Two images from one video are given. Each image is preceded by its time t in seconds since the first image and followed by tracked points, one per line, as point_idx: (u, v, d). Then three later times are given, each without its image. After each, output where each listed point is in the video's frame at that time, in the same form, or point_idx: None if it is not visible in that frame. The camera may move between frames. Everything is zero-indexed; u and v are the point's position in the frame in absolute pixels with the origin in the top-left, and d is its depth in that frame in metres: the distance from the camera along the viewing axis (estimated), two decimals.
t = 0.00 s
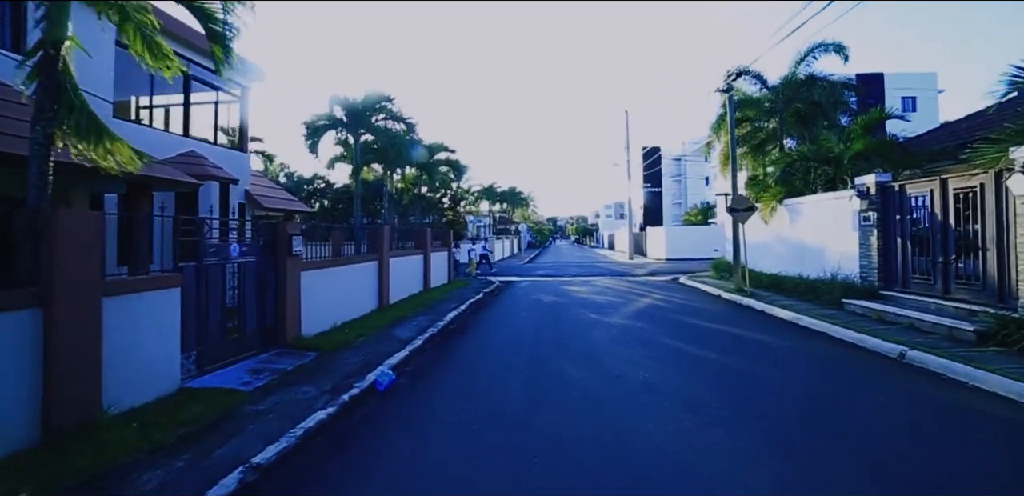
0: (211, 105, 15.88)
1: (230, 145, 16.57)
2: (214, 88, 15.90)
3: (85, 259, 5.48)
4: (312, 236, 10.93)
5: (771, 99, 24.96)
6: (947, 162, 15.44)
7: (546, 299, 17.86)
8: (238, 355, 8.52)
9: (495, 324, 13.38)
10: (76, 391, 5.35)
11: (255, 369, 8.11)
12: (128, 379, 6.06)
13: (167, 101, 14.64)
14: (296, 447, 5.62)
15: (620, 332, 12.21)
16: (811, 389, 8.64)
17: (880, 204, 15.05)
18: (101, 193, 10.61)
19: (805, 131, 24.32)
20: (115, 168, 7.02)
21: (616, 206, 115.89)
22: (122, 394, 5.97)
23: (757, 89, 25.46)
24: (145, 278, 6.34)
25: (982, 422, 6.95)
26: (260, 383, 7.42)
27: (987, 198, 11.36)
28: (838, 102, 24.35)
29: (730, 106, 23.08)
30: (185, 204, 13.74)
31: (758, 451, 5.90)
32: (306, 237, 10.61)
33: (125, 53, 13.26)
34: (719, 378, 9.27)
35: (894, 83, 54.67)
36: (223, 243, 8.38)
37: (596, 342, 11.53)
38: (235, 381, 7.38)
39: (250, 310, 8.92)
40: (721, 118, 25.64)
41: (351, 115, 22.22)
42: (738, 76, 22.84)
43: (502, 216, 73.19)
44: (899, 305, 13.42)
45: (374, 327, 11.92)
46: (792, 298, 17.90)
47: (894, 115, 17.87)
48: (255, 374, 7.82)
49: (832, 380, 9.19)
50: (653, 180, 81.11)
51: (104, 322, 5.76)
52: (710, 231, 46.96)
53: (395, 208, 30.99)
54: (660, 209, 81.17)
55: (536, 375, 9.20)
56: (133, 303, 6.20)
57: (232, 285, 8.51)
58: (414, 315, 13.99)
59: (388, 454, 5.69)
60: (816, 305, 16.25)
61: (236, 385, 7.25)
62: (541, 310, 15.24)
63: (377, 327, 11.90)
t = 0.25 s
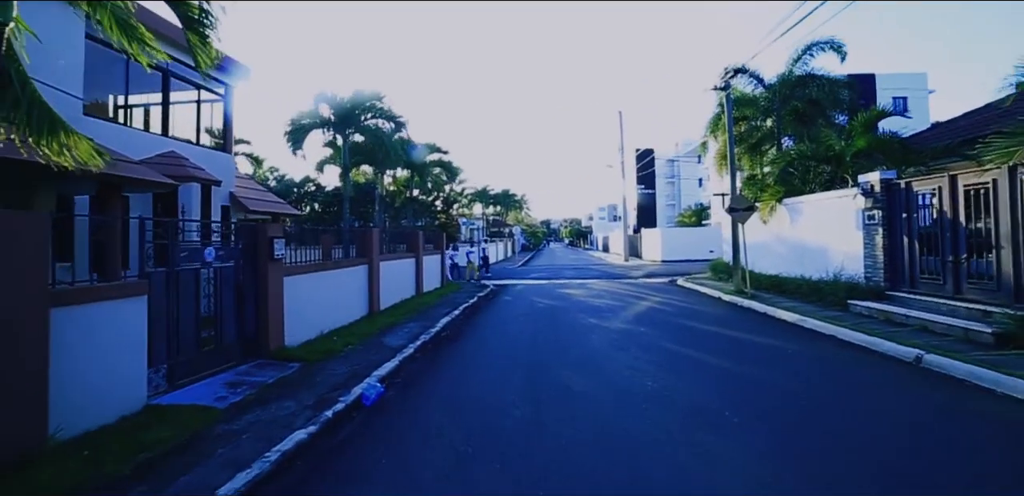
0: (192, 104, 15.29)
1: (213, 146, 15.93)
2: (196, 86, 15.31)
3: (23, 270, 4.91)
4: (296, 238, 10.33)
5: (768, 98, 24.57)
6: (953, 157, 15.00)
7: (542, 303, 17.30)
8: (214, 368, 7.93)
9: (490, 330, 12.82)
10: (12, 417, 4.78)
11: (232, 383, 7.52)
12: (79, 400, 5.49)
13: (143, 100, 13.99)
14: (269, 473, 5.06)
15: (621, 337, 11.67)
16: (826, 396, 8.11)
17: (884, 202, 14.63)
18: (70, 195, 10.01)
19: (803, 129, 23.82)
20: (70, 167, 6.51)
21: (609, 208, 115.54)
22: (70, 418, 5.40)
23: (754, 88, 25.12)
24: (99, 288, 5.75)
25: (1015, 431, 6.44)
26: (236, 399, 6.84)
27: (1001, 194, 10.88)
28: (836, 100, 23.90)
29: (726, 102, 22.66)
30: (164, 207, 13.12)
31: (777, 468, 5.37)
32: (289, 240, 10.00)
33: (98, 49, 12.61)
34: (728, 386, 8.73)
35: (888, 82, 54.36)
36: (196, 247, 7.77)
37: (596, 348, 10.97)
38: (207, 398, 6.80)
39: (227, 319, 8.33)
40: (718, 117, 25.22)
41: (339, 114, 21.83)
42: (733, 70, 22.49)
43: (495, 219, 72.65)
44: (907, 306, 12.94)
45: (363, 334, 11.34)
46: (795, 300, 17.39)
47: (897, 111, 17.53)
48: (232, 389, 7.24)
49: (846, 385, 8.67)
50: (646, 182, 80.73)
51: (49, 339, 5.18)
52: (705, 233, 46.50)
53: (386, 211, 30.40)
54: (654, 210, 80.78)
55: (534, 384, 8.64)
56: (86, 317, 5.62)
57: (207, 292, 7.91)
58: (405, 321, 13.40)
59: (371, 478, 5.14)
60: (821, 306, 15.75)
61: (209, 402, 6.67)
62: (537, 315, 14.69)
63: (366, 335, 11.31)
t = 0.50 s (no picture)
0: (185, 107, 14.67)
1: (207, 151, 15.36)
2: (188, 89, 14.69)
3: None
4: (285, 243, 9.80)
5: (776, 98, 24.11)
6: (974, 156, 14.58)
7: (546, 310, 16.78)
8: (197, 386, 7.39)
9: (493, 340, 12.28)
10: None
11: (215, 402, 6.98)
12: (25, 431, 4.95)
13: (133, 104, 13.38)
14: None
15: (630, 347, 11.14)
16: (853, 411, 7.61)
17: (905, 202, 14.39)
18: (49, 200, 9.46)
19: (812, 128, 23.30)
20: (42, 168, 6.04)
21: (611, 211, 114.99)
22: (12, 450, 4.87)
23: (760, 88, 24.67)
24: (53, 305, 5.21)
25: None
26: (218, 420, 6.34)
27: None
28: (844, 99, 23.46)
29: (733, 100, 22.16)
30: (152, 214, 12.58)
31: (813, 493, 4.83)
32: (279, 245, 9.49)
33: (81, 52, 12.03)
34: (747, 400, 8.18)
35: (892, 81, 53.69)
36: (176, 256, 7.21)
37: (604, 359, 10.44)
38: (185, 421, 6.26)
39: (212, 332, 7.78)
40: (724, 117, 24.72)
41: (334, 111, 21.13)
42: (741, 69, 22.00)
43: (497, 222, 72.12)
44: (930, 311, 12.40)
45: (360, 344, 10.84)
46: (808, 305, 16.89)
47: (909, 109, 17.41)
48: (214, 409, 6.73)
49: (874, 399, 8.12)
50: (649, 185, 80.20)
51: None
52: (709, 235, 45.94)
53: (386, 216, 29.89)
54: (656, 213, 80.23)
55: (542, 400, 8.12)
56: (39, 338, 5.08)
57: (188, 305, 7.35)
58: (404, 331, 12.91)
59: None
60: (836, 312, 15.24)
61: (189, 425, 6.16)
62: (541, 323, 14.18)
63: (364, 345, 10.81)
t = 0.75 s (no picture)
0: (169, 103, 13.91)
1: (193, 147, 14.71)
2: (172, 83, 13.93)
3: None
4: (268, 242, 9.19)
5: (779, 92, 23.62)
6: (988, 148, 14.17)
7: (546, 311, 16.20)
8: (169, 397, 6.78)
9: (490, 342, 11.69)
10: None
11: (187, 415, 6.37)
12: None
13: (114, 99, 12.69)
14: None
15: (637, 350, 10.56)
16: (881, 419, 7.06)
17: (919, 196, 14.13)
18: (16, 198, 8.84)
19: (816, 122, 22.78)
20: None
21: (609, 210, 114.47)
22: None
23: (764, 82, 24.14)
24: None
25: None
26: (189, 436, 5.74)
27: None
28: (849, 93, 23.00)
29: (737, 94, 21.63)
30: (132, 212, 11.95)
31: None
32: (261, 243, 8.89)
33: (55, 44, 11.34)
34: (764, 407, 7.60)
35: (892, 77, 53.19)
36: (143, 257, 6.60)
37: (610, 363, 9.86)
38: (151, 438, 5.65)
39: (187, 338, 7.16)
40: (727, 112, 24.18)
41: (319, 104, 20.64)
42: (746, 61, 21.47)
43: (494, 221, 71.51)
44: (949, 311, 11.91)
45: (350, 348, 10.25)
46: (817, 304, 16.35)
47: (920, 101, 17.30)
48: (186, 422, 6.13)
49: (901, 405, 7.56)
50: (647, 183, 79.65)
51: None
52: (709, 233, 45.43)
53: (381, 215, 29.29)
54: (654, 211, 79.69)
55: (545, 409, 7.53)
56: None
57: (159, 309, 6.73)
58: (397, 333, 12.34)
59: None
60: (848, 312, 14.67)
61: (154, 441, 5.56)
62: (541, 324, 13.59)
63: (354, 349, 10.23)
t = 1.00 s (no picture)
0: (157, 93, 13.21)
1: (184, 137, 14.12)
2: (159, 71, 13.24)
3: None
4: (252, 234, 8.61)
5: (789, 84, 23.07)
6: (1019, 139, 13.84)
7: (549, 308, 15.62)
8: (141, 403, 6.22)
9: (491, 341, 11.14)
10: None
11: (158, 423, 5.81)
12: None
13: (99, 88, 12.01)
14: None
15: (646, 350, 9.98)
16: (919, 429, 6.52)
17: (940, 190, 13.62)
18: None
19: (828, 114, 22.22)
20: None
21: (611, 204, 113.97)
22: None
23: (773, 73, 23.56)
24: None
25: None
26: (156, 448, 5.16)
27: None
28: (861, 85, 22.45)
29: (747, 84, 21.05)
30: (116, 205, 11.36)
31: None
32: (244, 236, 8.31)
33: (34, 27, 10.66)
34: (788, 416, 7.04)
35: (899, 71, 52.41)
36: (111, 250, 6.02)
37: (618, 365, 9.28)
38: (114, 451, 5.09)
39: (163, 338, 6.59)
40: (735, 103, 23.58)
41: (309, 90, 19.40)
42: (757, 50, 20.90)
43: (496, 215, 70.99)
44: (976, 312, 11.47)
45: (341, 347, 9.67)
46: (830, 302, 15.77)
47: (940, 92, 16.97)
48: (156, 431, 5.57)
49: (939, 415, 7.00)
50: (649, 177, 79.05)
51: None
52: (713, 228, 44.79)
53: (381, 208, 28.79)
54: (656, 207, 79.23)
55: (550, 416, 6.95)
56: None
57: (129, 308, 6.15)
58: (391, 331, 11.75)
59: None
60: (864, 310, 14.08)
61: (116, 455, 4.99)
62: (544, 322, 13.00)
63: (346, 348, 9.65)
